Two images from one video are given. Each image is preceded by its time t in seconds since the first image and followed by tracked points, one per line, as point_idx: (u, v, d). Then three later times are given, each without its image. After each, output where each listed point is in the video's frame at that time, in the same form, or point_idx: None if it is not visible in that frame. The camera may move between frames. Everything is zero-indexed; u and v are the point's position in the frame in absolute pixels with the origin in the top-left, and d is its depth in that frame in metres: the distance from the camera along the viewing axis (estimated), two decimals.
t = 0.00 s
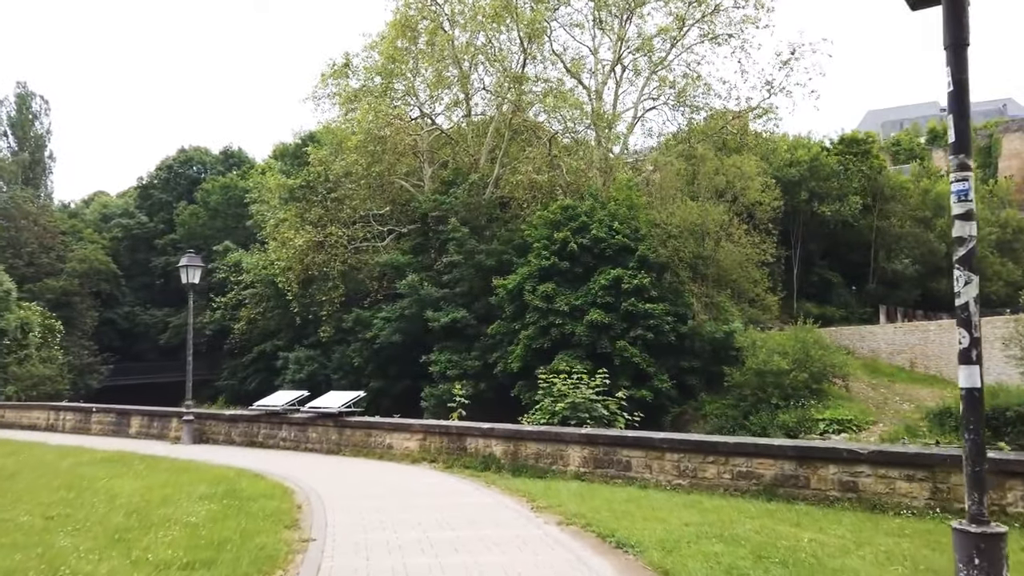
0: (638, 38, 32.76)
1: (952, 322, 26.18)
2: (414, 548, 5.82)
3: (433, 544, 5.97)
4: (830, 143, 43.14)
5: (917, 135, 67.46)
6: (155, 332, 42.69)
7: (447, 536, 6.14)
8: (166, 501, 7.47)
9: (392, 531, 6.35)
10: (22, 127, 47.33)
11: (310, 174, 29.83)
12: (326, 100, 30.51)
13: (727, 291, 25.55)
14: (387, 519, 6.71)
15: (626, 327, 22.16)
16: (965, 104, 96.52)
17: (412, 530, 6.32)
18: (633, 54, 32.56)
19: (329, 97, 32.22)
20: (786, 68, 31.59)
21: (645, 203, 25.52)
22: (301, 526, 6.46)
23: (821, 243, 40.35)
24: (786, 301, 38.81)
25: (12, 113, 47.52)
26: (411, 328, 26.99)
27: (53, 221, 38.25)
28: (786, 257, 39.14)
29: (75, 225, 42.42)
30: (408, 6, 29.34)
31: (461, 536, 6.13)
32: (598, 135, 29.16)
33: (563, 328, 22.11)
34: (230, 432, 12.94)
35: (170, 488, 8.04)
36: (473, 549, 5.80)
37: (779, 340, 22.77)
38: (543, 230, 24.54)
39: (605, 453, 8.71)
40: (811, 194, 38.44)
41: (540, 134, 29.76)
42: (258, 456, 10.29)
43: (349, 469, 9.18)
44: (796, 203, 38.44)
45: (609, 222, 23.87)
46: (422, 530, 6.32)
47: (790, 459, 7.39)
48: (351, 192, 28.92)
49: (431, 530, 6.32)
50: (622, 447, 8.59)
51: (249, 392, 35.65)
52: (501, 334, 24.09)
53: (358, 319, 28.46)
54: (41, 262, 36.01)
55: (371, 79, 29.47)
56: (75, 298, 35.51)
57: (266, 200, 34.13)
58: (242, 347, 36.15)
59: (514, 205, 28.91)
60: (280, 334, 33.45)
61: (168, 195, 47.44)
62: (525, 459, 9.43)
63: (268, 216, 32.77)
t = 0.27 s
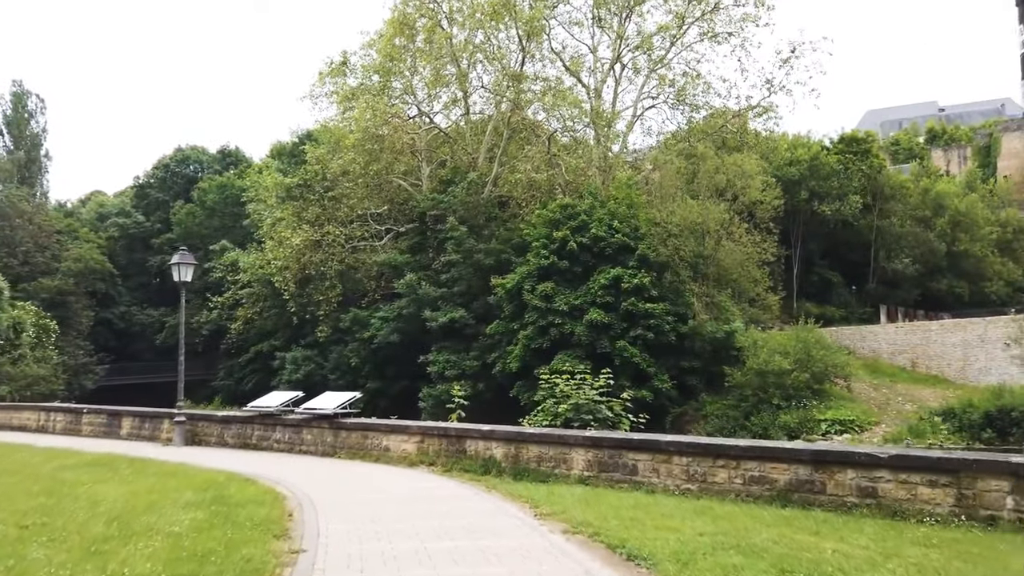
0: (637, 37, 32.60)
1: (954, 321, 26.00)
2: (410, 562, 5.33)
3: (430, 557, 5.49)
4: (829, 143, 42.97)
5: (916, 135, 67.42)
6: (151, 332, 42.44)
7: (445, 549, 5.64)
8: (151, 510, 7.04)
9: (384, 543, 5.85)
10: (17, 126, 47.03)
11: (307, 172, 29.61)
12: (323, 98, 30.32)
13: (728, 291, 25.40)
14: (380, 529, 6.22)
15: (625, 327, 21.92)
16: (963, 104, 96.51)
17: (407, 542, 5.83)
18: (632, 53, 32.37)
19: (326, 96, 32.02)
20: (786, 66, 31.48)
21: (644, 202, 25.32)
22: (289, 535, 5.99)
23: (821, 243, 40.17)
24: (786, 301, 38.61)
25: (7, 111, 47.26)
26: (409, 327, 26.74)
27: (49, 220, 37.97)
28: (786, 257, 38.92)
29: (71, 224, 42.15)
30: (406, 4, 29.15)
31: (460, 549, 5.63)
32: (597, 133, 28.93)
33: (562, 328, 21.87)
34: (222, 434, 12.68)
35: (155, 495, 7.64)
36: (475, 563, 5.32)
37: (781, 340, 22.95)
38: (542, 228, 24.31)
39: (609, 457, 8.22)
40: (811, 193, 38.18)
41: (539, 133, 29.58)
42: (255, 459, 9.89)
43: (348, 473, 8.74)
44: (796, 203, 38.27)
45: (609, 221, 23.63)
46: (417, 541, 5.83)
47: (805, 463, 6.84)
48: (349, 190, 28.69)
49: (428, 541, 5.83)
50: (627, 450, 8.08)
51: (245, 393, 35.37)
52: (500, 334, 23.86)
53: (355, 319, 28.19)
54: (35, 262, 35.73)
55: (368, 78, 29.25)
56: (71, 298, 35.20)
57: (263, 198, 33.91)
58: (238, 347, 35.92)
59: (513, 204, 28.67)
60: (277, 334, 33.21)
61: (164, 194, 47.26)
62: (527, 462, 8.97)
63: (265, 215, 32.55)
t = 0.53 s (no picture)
0: (636, 35, 32.42)
1: (955, 321, 25.83)
2: None
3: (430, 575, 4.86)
4: (829, 142, 42.82)
5: (915, 134, 67.35)
6: (148, 332, 42.19)
7: (445, 558, 5.17)
8: (135, 520, 6.64)
9: (380, 551, 5.39)
10: (13, 124, 46.72)
11: (304, 171, 29.40)
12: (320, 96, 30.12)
13: (728, 290, 25.23)
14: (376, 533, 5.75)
15: (625, 327, 21.69)
16: (962, 104, 96.46)
17: (405, 549, 5.37)
18: (631, 51, 32.18)
19: (323, 94, 31.79)
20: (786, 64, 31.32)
21: (644, 201, 25.12)
22: (277, 544, 5.55)
23: (820, 243, 40.00)
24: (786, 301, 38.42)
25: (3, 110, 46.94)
26: (407, 327, 26.50)
27: (44, 220, 37.68)
28: (785, 256, 38.72)
29: (67, 223, 41.88)
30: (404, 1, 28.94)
31: (462, 558, 5.16)
32: (596, 132, 28.74)
33: (562, 327, 21.65)
34: (215, 438, 12.14)
35: (142, 503, 7.26)
36: None
37: (782, 340, 22.92)
38: (542, 227, 24.08)
39: (616, 462, 7.76)
40: (810, 192, 37.96)
41: (538, 132, 29.37)
42: (250, 462, 9.47)
43: (347, 475, 8.32)
44: (796, 202, 38.11)
45: (609, 220, 23.42)
46: (415, 549, 5.36)
47: (823, 470, 6.41)
48: (346, 189, 28.45)
49: (428, 549, 5.37)
50: (634, 455, 7.61)
51: (242, 393, 35.10)
52: (499, 333, 23.62)
53: (353, 319, 27.92)
54: (30, 261, 35.45)
55: (365, 76, 29.00)
56: (66, 298, 34.91)
57: (259, 197, 33.67)
58: (235, 347, 35.67)
59: (511, 203, 28.44)
60: (274, 334, 32.96)
61: (161, 193, 47.03)
62: (529, 468, 8.47)
63: (261, 214, 32.31)
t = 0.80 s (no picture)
0: (636, 33, 32.24)
1: (957, 321, 25.70)
2: None
3: None
4: (829, 141, 42.70)
5: (914, 134, 67.28)
6: (145, 331, 42.00)
7: (443, 568, 4.91)
8: (121, 529, 6.41)
9: (375, 561, 5.11)
10: (9, 123, 46.44)
11: (302, 170, 29.23)
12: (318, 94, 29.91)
13: (729, 290, 25.09)
14: (373, 543, 5.47)
15: (626, 327, 21.48)
16: (960, 104, 96.40)
17: (401, 559, 5.10)
18: (631, 49, 32.02)
19: (322, 92, 31.58)
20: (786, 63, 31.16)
21: (644, 200, 24.93)
22: (268, 557, 5.28)
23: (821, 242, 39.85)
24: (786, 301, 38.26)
25: None
26: (406, 327, 26.28)
27: (40, 219, 37.46)
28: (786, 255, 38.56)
29: (63, 223, 41.63)
30: None
31: (462, 567, 4.89)
32: (595, 131, 28.58)
33: (561, 327, 21.46)
34: (210, 440, 11.52)
35: (128, 511, 6.99)
36: None
37: (784, 339, 22.85)
38: (541, 226, 23.88)
39: (624, 465, 7.20)
40: (810, 192, 37.80)
41: (537, 131, 29.18)
42: (248, 467, 9.23)
43: (347, 480, 8.06)
44: (796, 201, 37.96)
45: (609, 218, 23.21)
46: (413, 556, 5.08)
47: (843, 475, 5.95)
48: (344, 188, 28.23)
49: (427, 556, 5.10)
50: (643, 459, 7.07)
51: (239, 393, 34.88)
52: (498, 333, 23.41)
53: (351, 318, 27.69)
54: (26, 261, 35.19)
55: (364, 75, 28.78)
56: (62, 297, 34.65)
57: (257, 196, 33.46)
58: (232, 346, 35.46)
59: (511, 202, 28.25)
60: (272, 334, 32.75)
61: (158, 192, 46.86)
62: (533, 472, 7.87)
63: (258, 213, 32.09)
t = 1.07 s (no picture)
0: (636, 31, 32.05)
1: (960, 320, 25.53)
2: None
3: None
4: (829, 140, 42.54)
5: (913, 133, 67.21)
6: (141, 331, 41.74)
7: None
8: (100, 537, 6.15)
9: (368, 573, 4.80)
10: (5, 121, 46.16)
11: (300, 169, 29.06)
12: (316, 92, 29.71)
13: (730, 289, 24.94)
14: (367, 554, 5.16)
15: (626, 326, 21.22)
16: (960, 105, 96.34)
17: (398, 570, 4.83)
18: (631, 47, 31.84)
19: (319, 90, 31.35)
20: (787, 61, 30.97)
21: (645, 198, 24.71)
22: (254, 567, 5.00)
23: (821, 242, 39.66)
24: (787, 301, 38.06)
25: None
26: (404, 326, 26.00)
27: (36, 217, 37.18)
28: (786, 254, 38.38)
29: (59, 221, 41.35)
30: None
31: None
32: (595, 129, 28.58)
33: (561, 326, 21.25)
34: (202, 440, 11.06)
35: (110, 518, 6.70)
36: None
37: (786, 339, 22.69)
38: (541, 224, 23.63)
39: (632, 467, 6.63)
40: (811, 191, 37.63)
41: (537, 129, 28.94)
42: (242, 469, 8.93)
43: (343, 483, 7.76)
44: (797, 200, 37.80)
45: (609, 216, 22.98)
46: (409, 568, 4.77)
47: (866, 478, 5.42)
48: (342, 186, 27.97)
49: (424, 568, 4.80)
50: (652, 460, 6.51)
51: (236, 393, 34.60)
52: (497, 332, 23.16)
53: (349, 318, 27.41)
54: (21, 259, 34.88)
55: (361, 73, 28.54)
56: (57, 297, 34.33)
57: (254, 194, 33.21)
58: (229, 346, 35.19)
59: (510, 201, 28.02)
60: (269, 333, 32.50)
61: (155, 191, 46.62)
62: (537, 475, 7.29)
63: (256, 212, 31.85)
